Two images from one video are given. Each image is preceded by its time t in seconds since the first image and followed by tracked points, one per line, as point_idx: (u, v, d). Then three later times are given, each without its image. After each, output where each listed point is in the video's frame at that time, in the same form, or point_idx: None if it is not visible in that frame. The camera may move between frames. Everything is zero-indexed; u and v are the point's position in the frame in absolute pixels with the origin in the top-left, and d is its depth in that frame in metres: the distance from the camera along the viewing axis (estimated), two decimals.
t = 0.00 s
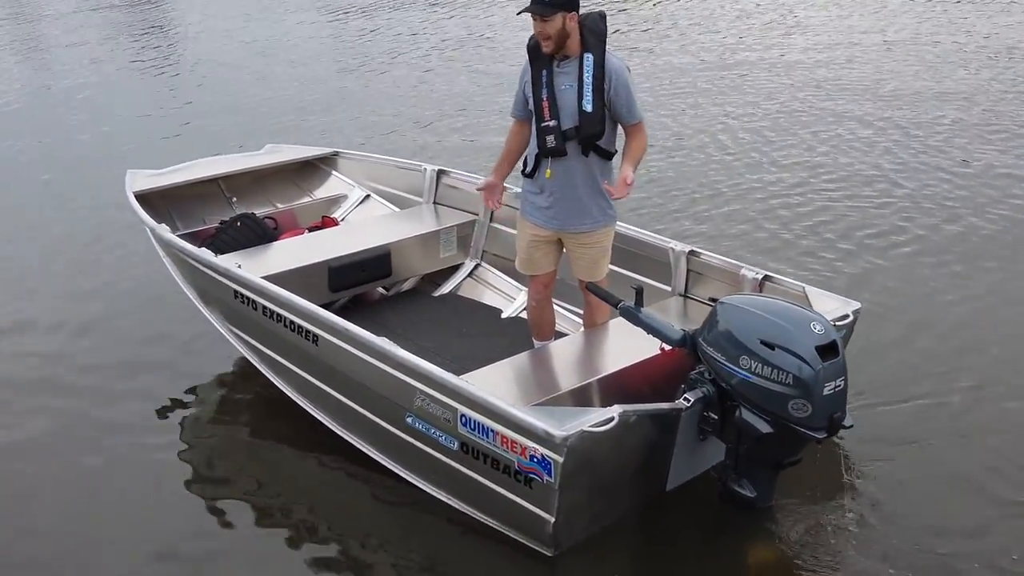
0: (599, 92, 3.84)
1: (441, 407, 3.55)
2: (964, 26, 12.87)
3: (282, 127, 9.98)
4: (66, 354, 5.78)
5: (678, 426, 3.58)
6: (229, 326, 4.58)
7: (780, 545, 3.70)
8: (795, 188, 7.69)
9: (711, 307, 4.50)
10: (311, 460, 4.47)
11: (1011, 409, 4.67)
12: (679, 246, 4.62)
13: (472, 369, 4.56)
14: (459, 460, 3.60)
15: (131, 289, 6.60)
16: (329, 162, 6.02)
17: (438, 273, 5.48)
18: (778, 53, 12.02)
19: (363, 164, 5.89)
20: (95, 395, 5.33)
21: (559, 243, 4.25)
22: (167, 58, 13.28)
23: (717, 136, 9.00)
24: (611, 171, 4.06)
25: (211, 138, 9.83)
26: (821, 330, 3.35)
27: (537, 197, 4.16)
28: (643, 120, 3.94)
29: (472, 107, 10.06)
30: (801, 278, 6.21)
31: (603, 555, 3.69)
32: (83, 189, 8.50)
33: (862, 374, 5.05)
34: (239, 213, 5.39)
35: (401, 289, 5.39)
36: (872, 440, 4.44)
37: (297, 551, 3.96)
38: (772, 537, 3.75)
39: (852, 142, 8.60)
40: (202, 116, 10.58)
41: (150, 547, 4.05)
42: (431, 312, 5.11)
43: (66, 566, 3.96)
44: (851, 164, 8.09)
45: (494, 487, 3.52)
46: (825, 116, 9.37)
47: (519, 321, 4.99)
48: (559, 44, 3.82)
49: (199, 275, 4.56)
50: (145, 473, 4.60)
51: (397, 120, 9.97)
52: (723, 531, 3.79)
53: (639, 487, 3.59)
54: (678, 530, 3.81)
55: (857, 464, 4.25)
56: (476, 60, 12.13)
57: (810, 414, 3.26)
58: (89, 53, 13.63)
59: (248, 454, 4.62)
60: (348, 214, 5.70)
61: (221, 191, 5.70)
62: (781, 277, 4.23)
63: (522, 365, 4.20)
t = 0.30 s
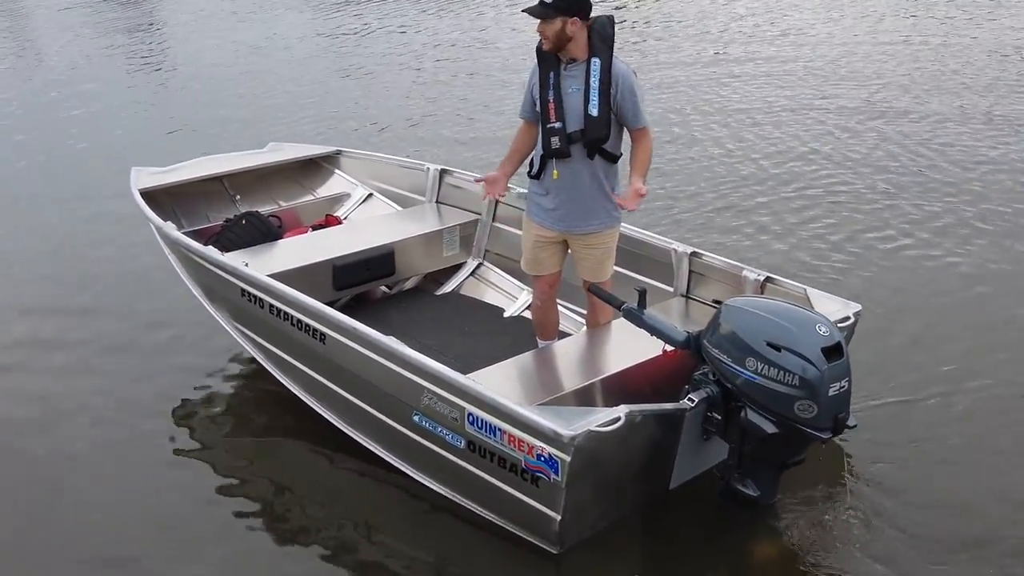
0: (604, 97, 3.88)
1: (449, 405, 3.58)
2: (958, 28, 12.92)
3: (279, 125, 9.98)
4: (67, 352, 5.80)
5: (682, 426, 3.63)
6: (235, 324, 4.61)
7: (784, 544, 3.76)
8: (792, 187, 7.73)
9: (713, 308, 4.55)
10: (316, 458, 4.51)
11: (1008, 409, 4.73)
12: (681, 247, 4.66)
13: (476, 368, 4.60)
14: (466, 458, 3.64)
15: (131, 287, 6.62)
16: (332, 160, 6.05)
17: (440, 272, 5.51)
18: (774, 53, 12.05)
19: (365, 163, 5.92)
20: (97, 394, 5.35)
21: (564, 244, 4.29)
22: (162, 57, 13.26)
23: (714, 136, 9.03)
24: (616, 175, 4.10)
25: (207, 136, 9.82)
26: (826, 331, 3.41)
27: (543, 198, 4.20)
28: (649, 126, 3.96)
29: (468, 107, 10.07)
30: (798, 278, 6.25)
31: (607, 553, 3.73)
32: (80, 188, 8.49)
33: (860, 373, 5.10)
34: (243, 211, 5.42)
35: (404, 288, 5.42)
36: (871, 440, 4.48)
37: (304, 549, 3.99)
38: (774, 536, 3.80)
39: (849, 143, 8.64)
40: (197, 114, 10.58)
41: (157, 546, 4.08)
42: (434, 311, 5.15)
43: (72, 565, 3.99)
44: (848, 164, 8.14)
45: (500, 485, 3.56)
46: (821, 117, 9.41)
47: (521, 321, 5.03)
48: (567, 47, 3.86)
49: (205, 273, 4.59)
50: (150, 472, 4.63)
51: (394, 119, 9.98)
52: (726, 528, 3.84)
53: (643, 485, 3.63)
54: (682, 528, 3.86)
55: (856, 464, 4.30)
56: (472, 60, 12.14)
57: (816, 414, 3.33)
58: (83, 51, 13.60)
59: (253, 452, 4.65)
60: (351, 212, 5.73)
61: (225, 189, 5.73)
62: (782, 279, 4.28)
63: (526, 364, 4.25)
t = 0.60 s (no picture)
0: (597, 97, 3.91)
1: (442, 403, 3.61)
2: (944, 29, 12.99)
3: (268, 123, 9.98)
4: (56, 347, 5.80)
5: (673, 423, 3.68)
6: (227, 321, 4.62)
7: (774, 541, 3.80)
8: (780, 186, 7.78)
9: (702, 307, 4.59)
10: (308, 456, 4.53)
11: (993, 407, 4.78)
12: (671, 247, 4.70)
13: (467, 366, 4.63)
14: (458, 456, 3.67)
15: (120, 282, 6.62)
16: (324, 158, 6.07)
17: (431, 270, 5.54)
18: (763, 53, 12.09)
19: (357, 161, 5.94)
20: (88, 390, 5.36)
21: (556, 243, 4.33)
22: (151, 54, 13.23)
23: (702, 135, 9.07)
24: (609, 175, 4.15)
25: (196, 132, 9.81)
26: (816, 330, 3.46)
27: (536, 197, 4.23)
28: (643, 124, 4.01)
29: (455, 106, 10.06)
30: (786, 277, 6.30)
31: (597, 549, 3.77)
32: (68, 182, 8.46)
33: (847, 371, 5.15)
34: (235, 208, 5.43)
35: (395, 285, 5.47)
36: (859, 438, 4.53)
37: (297, 546, 4.01)
38: (765, 533, 3.85)
39: (836, 143, 8.70)
40: (185, 111, 10.55)
41: (150, 543, 4.11)
42: (426, 309, 5.17)
43: (65, 561, 4.00)
44: (836, 164, 8.19)
45: (492, 482, 3.59)
46: (809, 116, 9.46)
47: (513, 319, 5.07)
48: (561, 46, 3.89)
49: (197, 270, 4.60)
50: (141, 469, 4.64)
51: (383, 117, 9.99)
52: (716, 525, 3.89)
53: (634, 482, 3.67)
54: (672, 525, 3.90)
55: (844, 462, 4.34)
56: (462, 58, 12.15)
57: (807, 412, 3.39)
58: (70, 47, 13.56)
59: (245, 450, 4.67)
60: (342, 210, 5.75)
61: (217, 187, 5.74)
62: (772, 278, 4.32)
63: (518, 362, 4.29)
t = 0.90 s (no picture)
0: (593, 97, 3.93)
1: (433, 401, 3.61)
2: (935, 28, 13.01)
3: (259, 121, 9.95)
4: (46, 346, 5.78)
5: (664, 422, 3.68)
6: (220, 321, 4.62)
7: (767, 540, 3.81)
8: (771, 186, 7.78)
9: (693, 308, 4.60)
10: (299, 455, 4.53)
11: (984, 408, 4.79)
12: (663, 247, 4.71)
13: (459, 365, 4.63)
14: (449, 453, 3.67)
15: (110, 282, 6.60)
16: (316, 159, 6.07)
17: (424, 271, 5.55)
18: (754, 52, 12.09)
19: (350, 162, 5.94)
20: (78, 389, 5.34)
21: (549, 242, 4.34)
22: (141, 53, 13.19)
23: (694, 134, 9.06)
24: (602, 178, 4.16)
25: (185, 131, 9.77)
26: (808, 329, 3.48)
27: (530, 197, 4.25)
28: (636, 125, 4.02)
29: (445, 104, 10.02)
30: (778, 274, 6.30)
31: (589, 549, 3.78)
32: (56, 180, 8.43)
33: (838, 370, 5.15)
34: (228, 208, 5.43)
35: (387, 286, 5.48)
36: (852, 438, 4.53)
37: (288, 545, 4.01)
38: (757, 531, 3.85)
39: (828, 142, 8.70)
40: (175, 109, 10.52)
41: (140, 543, 4.09)
42: (418, 309, 5.18)
43: (54, 562, 3.99)
44: (828, 164, 8.20)
45: (484, 480, 3.59)
46: (801, 115, 9.45)
47: (505, 320, 5.07)
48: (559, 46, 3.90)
49: (189, 269, 4.60)
50: (133, 469, 4.63)
51: (373, 115, 9.96)
52: (707, 524, 3.89)
53: (625, 480, 3.67)
54: (664, 523, 3.90)
55: (836, 462, 4.35)
56: (452, 56, 12.12)
57: (800, 410, 3.41)
58: (60, 47, 13.51)
59: (236, 450, 4.67)
60: (335, 211, 5.75)
61: (209, 187, 5.73)
62: (763, 279, 4.34)
63: (510, 361, 4.29)
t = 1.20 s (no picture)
0: (588, 98, 3.93)
1: (424, 400, 3.60)
2: (927, 27, 12.99)
3: (250, 121, 9.91)
4: (36, 347, 5.76)
5: (656, 422, 3.68)
6: (211, 321, 4.61)
7: (759, 540, 3.80)
8: (764, 183, 7.77)
9: (685, 310, 4.60)
10: (290, 455, 4.52)
11: (979, 408, 4.77)
12: (655, 249, 4.71)
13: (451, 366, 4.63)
14: (440, 453, 3.66)
15: (100, 282, 6.57)
16: (309, 162, 6.06)
17: (416, 273, 5.54)
18: (746, 52, 12.06)
19: (343, 164, 5.93)
20: (69, 389, 5.32)
21: (541, 243, 4.34)
22: (132, 54, 13.15)
23: (687, 132, 9.03)
24: (595, 179, 4.17)
25: (175, 131, 9.74)
26: (800, 328, 3.49)
27: (522, 197, 4.24)
28: (629, 128, 4.05)
29: (437, 104, 9.99)
30: (770, 272, 6.28)
31: (580, 549, 3.77)
32: (45, 181, 8.39)
33: (832, 370, 5.14)
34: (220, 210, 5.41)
35: (380, 288, 5.47)
36: (844, 438, 4.52)
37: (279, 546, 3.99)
38: (748, 531, 3.85)
39: (821, 141, 8.67)
40: (166, 110, 10.49)
41: (130, 544, 4.07)
42: (411, 310, 5.17)
43: (42, 562, 3.97)
44: (821, 162, 8.17)
45: (474, 480, 3.58)
46: (794, 114, 9.43)
47: (497, 321, 5.07)
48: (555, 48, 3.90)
49: (181, 269, 4.59)
50: (123, 469, 4.61)
51: (364, 114, 9.92)
52: (699, 524, 3.88)
53: (617, 480, 3.67)
54: (656, 523, 3.90)
55: (829, 462, 4.34)
56: (444, 56, 12.09)
57: (793, 409, 3.42)
58: (51, 47, 13.47)
59: (227, 450, 4.65)
60: (327, 213, 5.74)
61: (202, 188, 5.72)
62: (755, 280, 4.34)
63: (503, 362, 4.29)
